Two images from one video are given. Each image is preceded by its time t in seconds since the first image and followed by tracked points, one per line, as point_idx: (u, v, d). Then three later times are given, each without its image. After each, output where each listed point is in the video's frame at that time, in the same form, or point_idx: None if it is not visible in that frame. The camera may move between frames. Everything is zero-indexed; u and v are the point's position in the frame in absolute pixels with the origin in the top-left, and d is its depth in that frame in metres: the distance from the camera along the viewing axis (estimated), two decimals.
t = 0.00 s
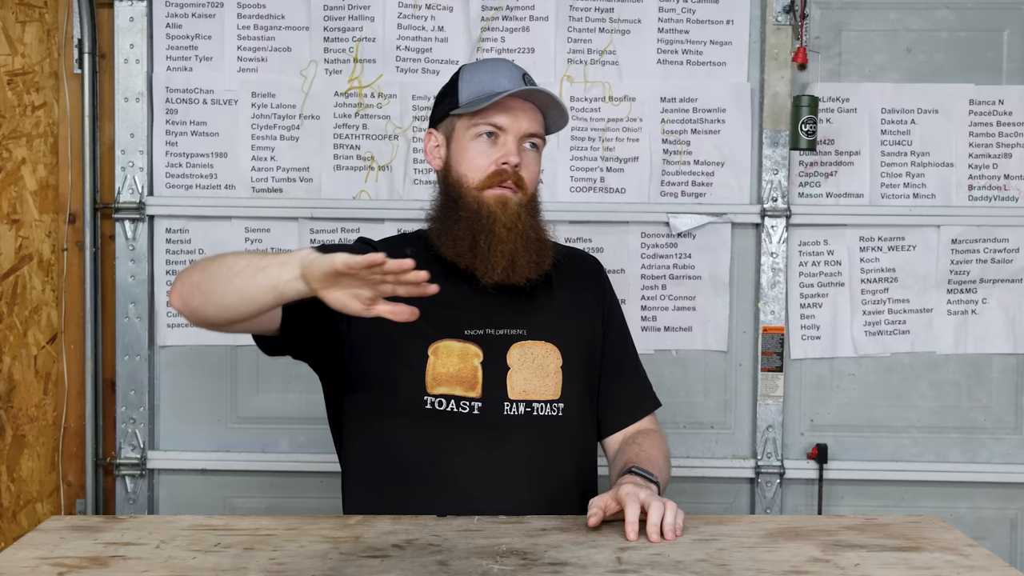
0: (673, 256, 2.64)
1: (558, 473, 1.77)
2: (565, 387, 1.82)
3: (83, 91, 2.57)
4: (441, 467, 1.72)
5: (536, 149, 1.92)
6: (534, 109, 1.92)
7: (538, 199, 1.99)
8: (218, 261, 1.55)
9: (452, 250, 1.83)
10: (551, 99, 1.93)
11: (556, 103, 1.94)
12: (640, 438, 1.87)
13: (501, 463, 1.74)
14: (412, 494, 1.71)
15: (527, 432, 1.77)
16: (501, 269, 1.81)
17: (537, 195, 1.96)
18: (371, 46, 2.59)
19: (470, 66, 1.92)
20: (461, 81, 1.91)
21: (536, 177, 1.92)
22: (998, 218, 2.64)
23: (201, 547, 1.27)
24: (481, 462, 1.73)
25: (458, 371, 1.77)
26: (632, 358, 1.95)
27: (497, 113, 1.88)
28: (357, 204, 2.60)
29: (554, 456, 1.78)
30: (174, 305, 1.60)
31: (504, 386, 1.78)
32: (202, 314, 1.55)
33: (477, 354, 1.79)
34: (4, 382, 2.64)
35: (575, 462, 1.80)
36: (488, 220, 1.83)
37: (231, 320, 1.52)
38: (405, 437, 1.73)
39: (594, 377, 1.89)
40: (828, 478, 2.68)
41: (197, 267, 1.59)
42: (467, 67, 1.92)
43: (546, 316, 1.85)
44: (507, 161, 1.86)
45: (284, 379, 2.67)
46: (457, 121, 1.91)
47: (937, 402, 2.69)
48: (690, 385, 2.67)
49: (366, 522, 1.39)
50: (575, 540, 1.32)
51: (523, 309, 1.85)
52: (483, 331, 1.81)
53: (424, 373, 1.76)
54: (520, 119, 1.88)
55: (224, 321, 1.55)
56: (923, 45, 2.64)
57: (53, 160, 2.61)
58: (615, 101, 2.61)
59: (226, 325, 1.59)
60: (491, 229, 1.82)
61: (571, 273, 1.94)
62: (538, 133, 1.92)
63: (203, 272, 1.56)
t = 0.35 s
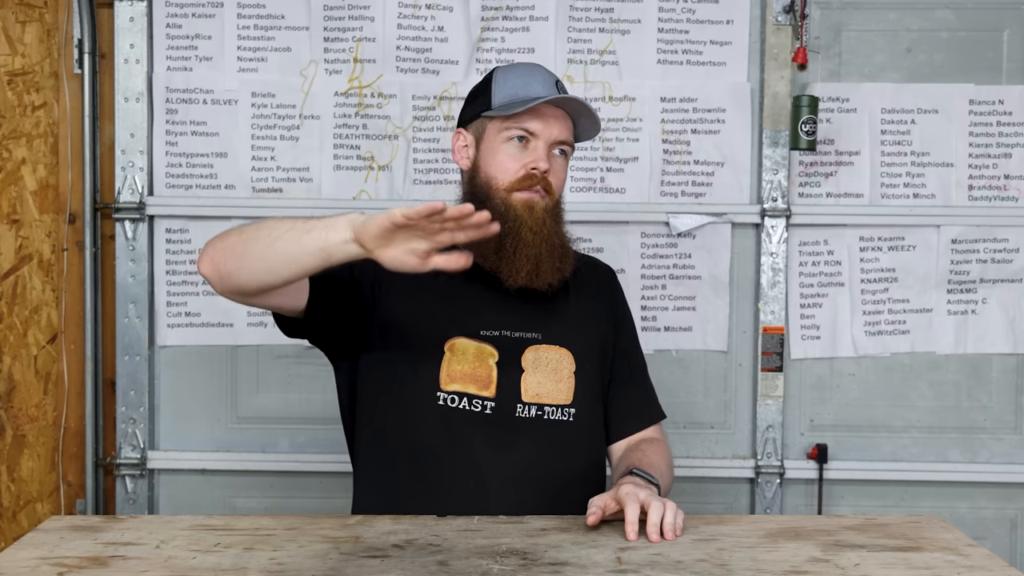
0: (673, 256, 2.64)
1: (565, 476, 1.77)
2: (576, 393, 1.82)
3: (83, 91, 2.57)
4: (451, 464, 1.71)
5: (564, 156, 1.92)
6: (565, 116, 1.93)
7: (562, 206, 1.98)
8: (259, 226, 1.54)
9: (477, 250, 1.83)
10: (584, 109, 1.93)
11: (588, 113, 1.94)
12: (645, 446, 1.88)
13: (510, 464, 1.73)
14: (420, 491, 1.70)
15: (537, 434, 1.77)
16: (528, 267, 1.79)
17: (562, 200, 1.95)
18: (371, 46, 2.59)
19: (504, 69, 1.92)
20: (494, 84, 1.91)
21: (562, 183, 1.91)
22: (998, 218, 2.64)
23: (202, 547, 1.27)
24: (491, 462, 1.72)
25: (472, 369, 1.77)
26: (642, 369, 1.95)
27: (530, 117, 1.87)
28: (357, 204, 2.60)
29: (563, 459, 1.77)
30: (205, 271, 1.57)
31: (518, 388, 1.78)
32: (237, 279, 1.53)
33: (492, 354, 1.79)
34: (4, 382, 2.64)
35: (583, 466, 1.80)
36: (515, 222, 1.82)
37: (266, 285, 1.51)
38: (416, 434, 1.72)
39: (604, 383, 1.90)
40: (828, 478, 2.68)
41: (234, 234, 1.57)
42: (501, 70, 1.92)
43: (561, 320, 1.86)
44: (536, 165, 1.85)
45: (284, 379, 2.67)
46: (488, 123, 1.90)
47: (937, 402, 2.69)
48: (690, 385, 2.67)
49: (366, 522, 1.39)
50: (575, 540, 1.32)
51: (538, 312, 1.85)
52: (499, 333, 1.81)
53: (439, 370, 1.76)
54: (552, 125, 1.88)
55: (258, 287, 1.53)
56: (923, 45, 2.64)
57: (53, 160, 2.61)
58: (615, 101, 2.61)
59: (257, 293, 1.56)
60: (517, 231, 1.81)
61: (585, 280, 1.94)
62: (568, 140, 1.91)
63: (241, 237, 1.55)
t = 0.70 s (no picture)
0: (673, 256, 2.64)
1: (566, 475, 1.77)
2: (578, 392, 1.81)
3: (83, 91, 2.57)
4: (452, 462, 1.71)
5: (539, 149, 1.88)
6: (533, 110, 1.89)
7: (549, 198, 1.95)
8: (269, 214, 1.57)
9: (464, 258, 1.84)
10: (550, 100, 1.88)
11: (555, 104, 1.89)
12: (647, 447, 1.88)
13: (511, 462, 1.73)
14: (421, 488, 1.71)
15: (538, 433, 1.77)
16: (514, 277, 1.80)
17: (547, 192, 1.93)
18: (371, 46, 2.59)
19: (466, 76, 1.90)
20: (459, 93, 1.89)
21: (543, 175, 1.88)
22: (998, 218, 2.64)
23: (202, 547, 1.27)
24: (491, 460, 1.73)
25: (473, 368, 1.78)
26: (645, 369, 1.94)
27: (495, 118, 1.85)
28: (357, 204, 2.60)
29: (564, 458, 1.77)
30: (214, 255, 1.59)
31: (518, 387, 1.79)
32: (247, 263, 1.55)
33: (493, 353, 1.80)
34: (4, 382, 2.64)
35: (584, 465, 1.79)
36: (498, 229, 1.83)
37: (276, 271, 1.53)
38: (418, 431, 1.73)
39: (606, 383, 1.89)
40: (827, 478, 2.68)
41: (244, 219, 1.60)
42: (464, 77, 1.90)
43: (562, 319, 1.86)
44: (507, 165, 1.83)
45: (284, 379, 2.67)
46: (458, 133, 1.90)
47: (937, 402, 2.69)
48: (690, 385, 2.67)
49: (366, 522, 1.39)
50: (575, 540, 1.32)
51: (540, 312, 1.86)
52: (500, 332, 1.82)
53: (440, 367, 1.77)
54: (518, 122, 1.85)
55: (268, 273, 1.55)
56: (923, 45, 2.64)
57: (54, 160, 2.61)
58: (615, 101, 2.61)
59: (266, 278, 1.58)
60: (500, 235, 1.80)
61: (589, 279, 1.93)
62: (539, 133, 1.88)
63: (252, 222, 1.57)
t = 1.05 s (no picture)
0: (673, 257, 2.64)
1: (562, 475, 1.77)
2: (574, 391, 1.81)
3: (83, 91, 2.57)
4: (447, 462, 1.71)
5: (540, 146, 1.89)
6: (533, 108, 1.89)
7: (547, 195, 1.97)
8: (251, 214, 1.58)
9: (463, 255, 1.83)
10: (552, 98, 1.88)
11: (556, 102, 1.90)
12: (645, 446, 1.88)
13: (507, 462, 1.74)
14: (418, 488, 1.71)
15: (533, 433, 1.77)
16: (513, 271, 1.79)
17: (547, 191, 1.94)
18: (371, 46, 2.59)
19: (466, 75, 1.90)
20: (459, 90, 1.90)
21: (543, 174, 1.89)
22: (998, 218, 2.64)
23: (202, 547, 1.27)
24: (487, 460, 1.73)
25: (468, 366, 1.77)
26: (641, 368, 1.95)
27: (495, 115, 1.86)
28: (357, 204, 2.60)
29: (559, 457, 1.77)
30: (200, 257, 1.60)
31: (514, 386, 1.78)
32: (231, 264, 1.56)
33: (488, 353, 1.79)
34: (4, 382, 2.64)
35: (580, 464, 1.79)
36: (497, 223, 1.82)
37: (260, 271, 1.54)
38: (413, 431, 1.73)
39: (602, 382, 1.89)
40: (827, 478, 2.68)
41: (228, 220, 1.60)
42: (465, 75, 1.91)
43: (558, 318, 1.86)
44: (508, 162, 1.84)
45: (284, 379, 2.67)
46: (459, 130, 1.90)
47: (937, 402, 2.69)
48: (690, 385, 2.67)
49: (366, 522, 1.39)
50: (575, 540, 1.32)
51: (535, 311, 1.86)
52: (495, 331, 1.82)
53: (436, 366, 1.77)
54: (519, 119, 1.86)
55: (253, 273, 1.56)
56: (923, 44, 2.64)
57: (53, 160, 2.61)
58: (615, 101, 2.61)
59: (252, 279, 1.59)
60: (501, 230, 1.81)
61: (584, 279, 1.93)
62: (540, 130, 1.89)
63: (235, 223, 1.58)
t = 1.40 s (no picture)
0: (673, 256, 2.64)
1: (561, 475, 1.77)
2: (572, 392, 1.81)
3: (83, 91, 2.57)
4: (445, 462, 1.71)
5: (530, 148, 1.88)
6: (521, 110, 1.88)
7: (543, 194, 1.95)
8: (250, 217, 1.58)
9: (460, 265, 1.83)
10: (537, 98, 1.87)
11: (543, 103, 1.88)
12: (645, 446, 1.88)
13: (506, 462, 1.73)
14: (417, 489, 1.71)
15: (532, 433, 1.77)
16: (511, 276, 1.79)
17: (541, 194, 1.93)
18: (371, 46, 2.59)
19: (452, 80, 1.90)
20: (446, 97, 1.90)
21: (535, 176, 1.88)
22: (999, 218, 2.64)
23: (202, 547, 1.27)
24: (486, 460, 1.73)
25: (467, 367, 1.77)
26: (641, 368, 1.95)
27: (482, 120, 1.85)
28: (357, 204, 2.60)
29: (559, 458, 1.77)
30: (199, 259, 1.60)
31: (512, 387, 1.78)
32: (230, 267, 1.56)
33: (487, 353, 1.79)
34: (4, 382, 2.64)
35: (579, 465, 1.79)
36: (492, 230, 1.81)
37: (260, 273, 1.55)
38: (411, 431, 1.73)
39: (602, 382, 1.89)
40: (827, 478, 2.68)
41: (227, 223, 1.61)
42: (451, 80, 1.91)
43: (557, 319, 1.86)
44: (499, 166, 1.83)
45: (284, 379, 2.67)
46: (447, 137, 1.90)
47: (936, 402, 2.69)
48: (690, 385, 2.67)
49: (366, 522, 1.39)
50: (575, 540, 1.32)
51: (534, 312, 1.86)
52: (494, 332, 1.82)
53: (435, 367, 1.77)
54: (506, 122, 1.85)
55: (252, 276, 1.57)
56: (923, 45, 2.64)
57: (53, 160, 2.61)
58: (615, 101, 2.61)
59: (252, 283, 1.60)
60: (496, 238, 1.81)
61: (583, 279, 1.93)
62: (529, 131, 1.88)
63: (234, 226, 1.58)
